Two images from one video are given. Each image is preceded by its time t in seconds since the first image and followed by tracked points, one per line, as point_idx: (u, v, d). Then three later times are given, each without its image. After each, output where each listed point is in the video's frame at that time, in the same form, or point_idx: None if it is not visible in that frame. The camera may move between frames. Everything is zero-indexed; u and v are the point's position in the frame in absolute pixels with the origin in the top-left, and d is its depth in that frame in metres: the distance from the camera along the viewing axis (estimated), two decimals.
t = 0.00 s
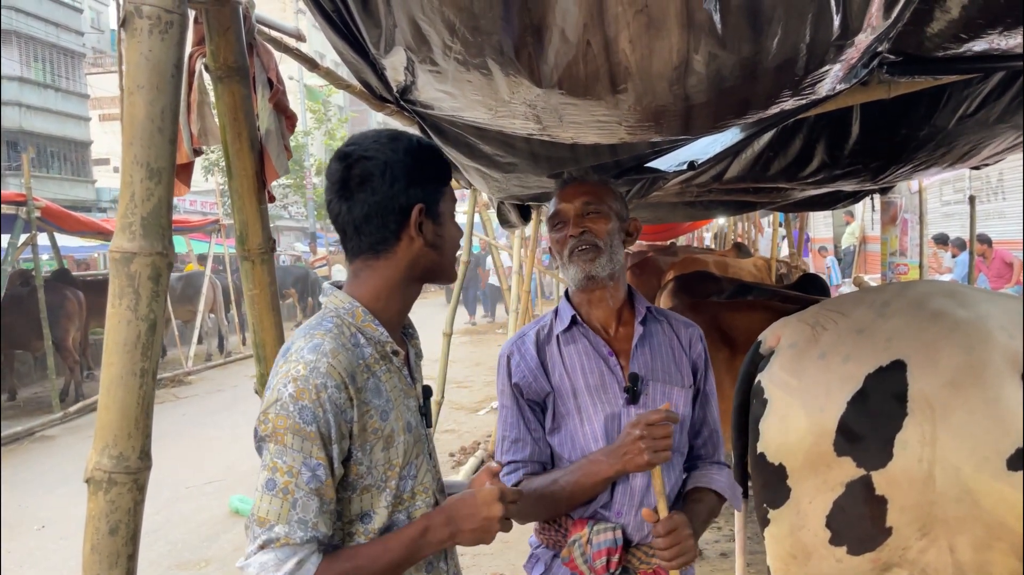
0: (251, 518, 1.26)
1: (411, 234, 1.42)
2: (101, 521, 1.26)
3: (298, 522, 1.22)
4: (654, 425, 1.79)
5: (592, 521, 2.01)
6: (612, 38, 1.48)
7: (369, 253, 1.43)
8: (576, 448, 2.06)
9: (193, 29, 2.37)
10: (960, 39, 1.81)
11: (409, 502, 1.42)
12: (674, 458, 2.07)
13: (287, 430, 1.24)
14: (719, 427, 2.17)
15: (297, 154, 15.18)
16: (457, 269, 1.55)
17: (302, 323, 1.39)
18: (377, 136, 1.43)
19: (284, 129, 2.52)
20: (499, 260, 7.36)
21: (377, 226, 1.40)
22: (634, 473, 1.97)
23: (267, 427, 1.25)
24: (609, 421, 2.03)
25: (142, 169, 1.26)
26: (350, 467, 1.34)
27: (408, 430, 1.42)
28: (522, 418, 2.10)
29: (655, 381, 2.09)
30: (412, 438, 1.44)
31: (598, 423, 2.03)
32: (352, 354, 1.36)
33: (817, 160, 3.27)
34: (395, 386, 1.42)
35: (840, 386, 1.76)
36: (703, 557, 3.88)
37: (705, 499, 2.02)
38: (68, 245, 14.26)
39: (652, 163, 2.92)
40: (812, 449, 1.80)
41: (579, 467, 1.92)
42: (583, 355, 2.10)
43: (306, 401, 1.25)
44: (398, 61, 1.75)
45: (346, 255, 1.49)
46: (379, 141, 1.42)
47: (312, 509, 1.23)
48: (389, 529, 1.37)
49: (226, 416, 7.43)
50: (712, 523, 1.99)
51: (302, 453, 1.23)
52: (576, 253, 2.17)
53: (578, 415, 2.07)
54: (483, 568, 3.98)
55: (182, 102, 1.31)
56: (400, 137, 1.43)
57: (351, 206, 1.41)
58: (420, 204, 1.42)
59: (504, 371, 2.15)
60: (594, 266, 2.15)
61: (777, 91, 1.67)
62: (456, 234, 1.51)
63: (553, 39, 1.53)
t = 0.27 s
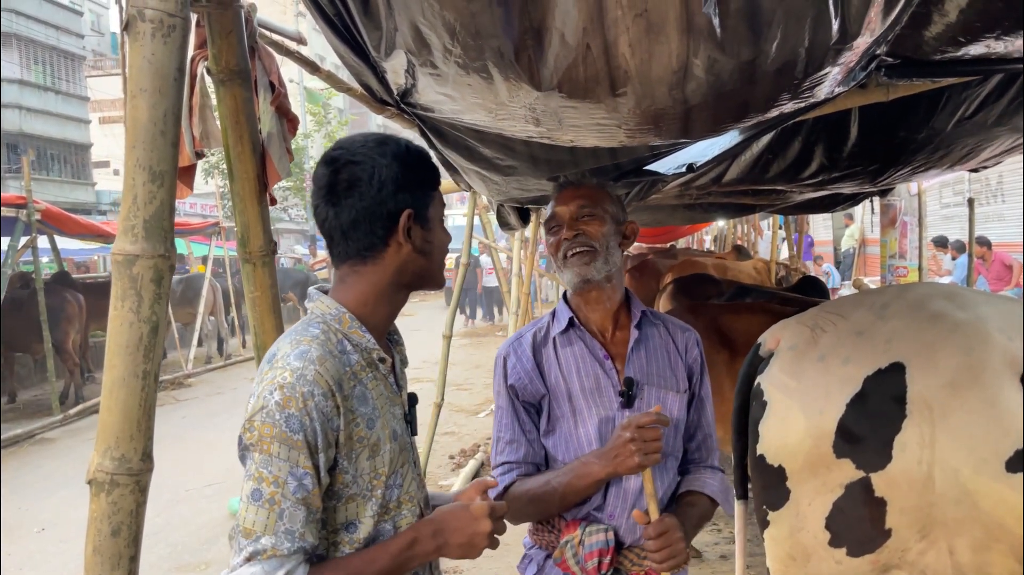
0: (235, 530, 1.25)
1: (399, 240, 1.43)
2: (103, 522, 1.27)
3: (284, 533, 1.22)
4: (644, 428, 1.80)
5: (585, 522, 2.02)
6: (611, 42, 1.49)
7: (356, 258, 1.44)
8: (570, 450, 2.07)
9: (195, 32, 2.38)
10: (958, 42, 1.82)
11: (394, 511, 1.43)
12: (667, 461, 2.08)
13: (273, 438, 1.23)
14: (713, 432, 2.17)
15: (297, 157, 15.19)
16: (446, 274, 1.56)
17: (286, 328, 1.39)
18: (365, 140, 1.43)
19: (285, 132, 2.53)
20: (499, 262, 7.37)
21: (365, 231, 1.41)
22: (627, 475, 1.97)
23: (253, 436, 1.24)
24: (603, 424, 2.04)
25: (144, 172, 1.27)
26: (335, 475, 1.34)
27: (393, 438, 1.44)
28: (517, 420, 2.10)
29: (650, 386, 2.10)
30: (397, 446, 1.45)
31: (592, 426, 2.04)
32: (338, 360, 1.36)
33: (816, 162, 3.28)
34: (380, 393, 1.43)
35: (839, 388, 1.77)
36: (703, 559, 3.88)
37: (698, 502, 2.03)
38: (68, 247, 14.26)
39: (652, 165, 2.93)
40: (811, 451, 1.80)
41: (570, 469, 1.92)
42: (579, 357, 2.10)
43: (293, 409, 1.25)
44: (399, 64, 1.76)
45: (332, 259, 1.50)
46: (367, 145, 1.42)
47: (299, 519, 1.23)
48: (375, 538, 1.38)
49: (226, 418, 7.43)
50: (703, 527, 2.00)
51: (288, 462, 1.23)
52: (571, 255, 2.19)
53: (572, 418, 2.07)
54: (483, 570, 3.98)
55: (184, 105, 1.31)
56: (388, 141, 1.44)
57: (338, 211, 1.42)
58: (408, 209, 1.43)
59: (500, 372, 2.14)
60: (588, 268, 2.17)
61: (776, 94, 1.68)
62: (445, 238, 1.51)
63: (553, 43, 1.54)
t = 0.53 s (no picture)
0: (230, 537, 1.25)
1: (390, 242, 1.43)
2: (104, 524, 1.27)
3: (282, 539, 1.22)
4: (638, 430, 1.80)
5: (578, 526, 2.02)
6: (611, 44, 1.49)
7: (347, 261, 1.44)
8: (564, 455, 2.07)
9: (197, 35, 2.39)
10: (958, 44, 1.83)
11: (389, 515, 1.43)
12: (659, 465, 2.08)
13: (270, 443, 1.23)
14: (703, 433, 2.18)
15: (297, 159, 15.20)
16: (436, 278, 1.57)
17: (280, 330, 1.40)
18: (354, 143, 1.44)
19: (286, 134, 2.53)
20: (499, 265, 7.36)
21: (355, 235, 1.41)
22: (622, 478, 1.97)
23: (249, 441, 1.24)
24: (597, 431, 2.04)
25: (145, 175, 1.27)
26: (331, 480, 1.34)
27: (388, 442, 1.44)
28: (510, 426, 2.10)
29: (643, 393, 2.10)
30: (392, 450, 1.45)
31: (586, 433, 2.05)
32: (333, 364, 1.36)
33: (816, 165, 3.28)
34: (375, 397, 1.43)
35: (839, 390, 1.77)
36: (703, 562, 3.87)
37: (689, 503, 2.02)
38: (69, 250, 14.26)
39: (653, 168, 2.95)
40: (812, 454, 1.80)
41: (564, 472, 1.91)
42: (573, 364, 2.11)
43: (289, 413, 1.25)
44: (399, 67, 1.76)
45: (322, 263, 1.49)
46: (356, 148, 1.42)
47: (296, 525, 1.23)
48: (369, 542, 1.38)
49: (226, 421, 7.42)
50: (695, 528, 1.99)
51: (285, 467, 1.23)
52: (567, 260, 2.17)
53: (567, 425, 2.08)
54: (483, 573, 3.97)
55: (185, 108, 1.32)
56: (377, 144, 1.44)
57: (328, 214, 1.41)
58: (399, 212, 1.43)
59: (493, 378, 2.14)
60: (585, 274, 2.16)
61: (775, 97, 1.68)
62: (435, 240, 1.51)
63: (553, 45, 1.54)
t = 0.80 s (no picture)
0: (242, 548, 1.23)
1: (377, 245, 1.42)
2: (105, 528, 1.27)
3: (296, 541, 1.22)
4: (635, 433, 1.80)
5: (575, 530, 2.01)
6: (612, 47, 1.50)
7: (336, 264, 1.44)
8: (560, 460, 2.07)
9: (198, 38, 2.39)
10: (958, 47, 1.83)
11: (386, 516, 1.44)
12: (654, 469, 2.08)
13: (268, 446, 1.23)
14: (697, 437, 2.16)
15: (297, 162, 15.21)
16: (427, 281, 1.56)
17: (268, 335, 1.39)
18: (344, 144, 1.44)
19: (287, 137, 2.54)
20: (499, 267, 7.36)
21: (343, 237, 1.40)
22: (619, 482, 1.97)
23: (247, 446, 1.23)
24: (593, 436, 2.05)
25: (146, 177, 1.27)
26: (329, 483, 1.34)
27: (381, 443, 1.44)
28: (506, 432, 2.09)
29: (639, 398, 2.12)
30: (385, 451, 1.45)
31: (582, 439, 2.05)
32: (323, 365, 1.36)
33: (816, 167, 3.28)
34: (367, 398, 1.43)
35: (840, 391, 1.77)
36: (703, 564, 3.87)
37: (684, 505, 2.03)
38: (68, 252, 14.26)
39: (653, 170, 2.95)
40: (812, 456, 1.80)
41: (562, 475, 1.90)
42: (569, 370, 2.11)
43: (284, 414, 1.24)
44: (400, 69, 1.76)
45: (312, 267, 1.49)
46: (345, 151, 1.42)
47: (308, 525, 1.24)
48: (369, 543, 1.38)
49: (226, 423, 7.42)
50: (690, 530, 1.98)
51: (287, 470, 1.23)
52: (557, 266, 2.17)
53: (562, 431, 2.08)
54: None
55: (186, 110, 1.32)
56: (366, 146, 1.43)
57: (315, 216, 1.41)
58: (387, 214, 1.43)
59: (488, 384, 2.13)
60: (574, 281, 2.16)
61: (777, 99, 1.68)
62: (425, 244, 1.51)
63: (554, 48, 1.54)
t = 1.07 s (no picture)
0: (246, 552, 1.23)
1: (369, 246, 1.42)
2: (105, 530, 1.26)
3: (302, 542, 1.22)
4: (627, 437, 1.79)
5: (572, 533, 2.02)
6: (614, 48, 1.50)
7: (330, 267, 1.43)
8: (556, 463, 2.06)
9: (199, 40, 2.39)
10: (959, 49, 1.84)
11: (384, 519, 1.44)
12: (650, 471, 2.08)
13: (268, 450, 1.22)
14: (696, 439, 2.16)
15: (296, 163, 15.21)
16: (423, 283, 1.56)
17: (262, 339, 1.39)
18: (338, 145, 1.44)
19: (288, 139, 2.53)
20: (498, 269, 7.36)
21: (336, 239, 1.40)
22: (615, 484, 1.97)
23: (246, 450, 1.23)
24: (590, 438, 2.04)
25: (148, 179, 1.27)
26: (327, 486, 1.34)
27: (378, 446, 1.44)
28: (502, 434, 2.09)
29: (636, 399, 2.11)
30: (382, 453, 1.45)
31: (578, 441, 2.05)
32: (318, 367, 1.36)
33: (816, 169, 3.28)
34: (364, 400, 1.43)
35: (839, 393, 1.77)
36: (703, 566, 3.87)
37: (681, 508, 2.02)
38: (68, 254, 14.25)
39: (653, 172, 2.95)
40: (812, 458, 1.80)
41: (554, 480, 1.90)
42: (565, 372, 2.11)
43: (280, 417, 1.24)
44: (401, 71, 1.76)
45: (307, 270, 1.49)
46: (338, 153, 1.43)
47: (312, 526, 1.24)
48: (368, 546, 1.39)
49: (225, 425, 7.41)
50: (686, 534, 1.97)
51: (288, 472, 1.23)
52: (557, 270, 2.16)
53: (559, 434, 2.07)
54: None
55: (187, 112, 1.32)
56: (359, 148, 1.43)
57: (307, 218, 1.41)
58: (379, 215, 1.42)
59: (485, 387, 2.13)
60: (574, 284, 2.16)
61: (777, 101, 1.68)
62: (419, 246, 1.51)
63: (555, 49, 1.54)
